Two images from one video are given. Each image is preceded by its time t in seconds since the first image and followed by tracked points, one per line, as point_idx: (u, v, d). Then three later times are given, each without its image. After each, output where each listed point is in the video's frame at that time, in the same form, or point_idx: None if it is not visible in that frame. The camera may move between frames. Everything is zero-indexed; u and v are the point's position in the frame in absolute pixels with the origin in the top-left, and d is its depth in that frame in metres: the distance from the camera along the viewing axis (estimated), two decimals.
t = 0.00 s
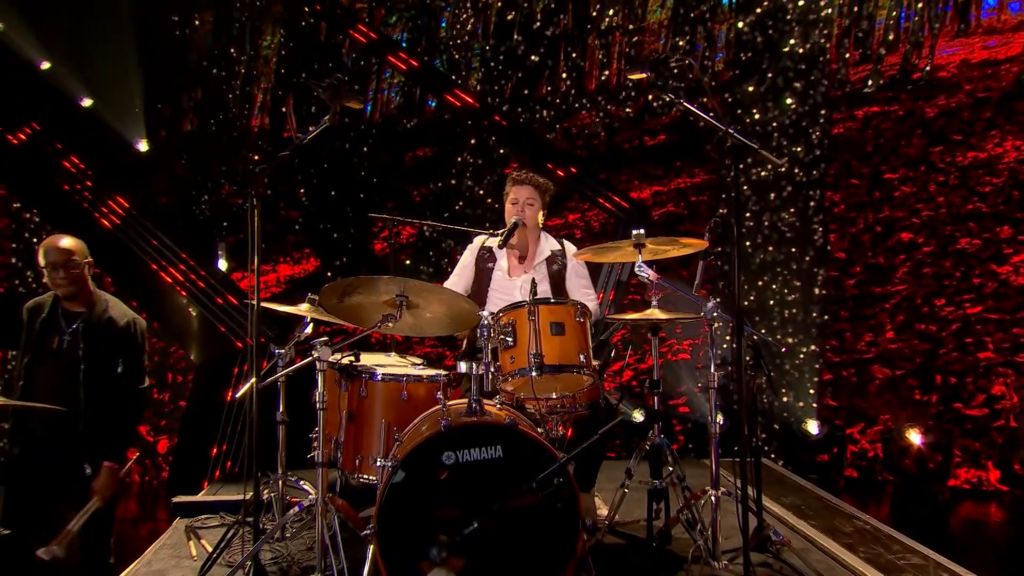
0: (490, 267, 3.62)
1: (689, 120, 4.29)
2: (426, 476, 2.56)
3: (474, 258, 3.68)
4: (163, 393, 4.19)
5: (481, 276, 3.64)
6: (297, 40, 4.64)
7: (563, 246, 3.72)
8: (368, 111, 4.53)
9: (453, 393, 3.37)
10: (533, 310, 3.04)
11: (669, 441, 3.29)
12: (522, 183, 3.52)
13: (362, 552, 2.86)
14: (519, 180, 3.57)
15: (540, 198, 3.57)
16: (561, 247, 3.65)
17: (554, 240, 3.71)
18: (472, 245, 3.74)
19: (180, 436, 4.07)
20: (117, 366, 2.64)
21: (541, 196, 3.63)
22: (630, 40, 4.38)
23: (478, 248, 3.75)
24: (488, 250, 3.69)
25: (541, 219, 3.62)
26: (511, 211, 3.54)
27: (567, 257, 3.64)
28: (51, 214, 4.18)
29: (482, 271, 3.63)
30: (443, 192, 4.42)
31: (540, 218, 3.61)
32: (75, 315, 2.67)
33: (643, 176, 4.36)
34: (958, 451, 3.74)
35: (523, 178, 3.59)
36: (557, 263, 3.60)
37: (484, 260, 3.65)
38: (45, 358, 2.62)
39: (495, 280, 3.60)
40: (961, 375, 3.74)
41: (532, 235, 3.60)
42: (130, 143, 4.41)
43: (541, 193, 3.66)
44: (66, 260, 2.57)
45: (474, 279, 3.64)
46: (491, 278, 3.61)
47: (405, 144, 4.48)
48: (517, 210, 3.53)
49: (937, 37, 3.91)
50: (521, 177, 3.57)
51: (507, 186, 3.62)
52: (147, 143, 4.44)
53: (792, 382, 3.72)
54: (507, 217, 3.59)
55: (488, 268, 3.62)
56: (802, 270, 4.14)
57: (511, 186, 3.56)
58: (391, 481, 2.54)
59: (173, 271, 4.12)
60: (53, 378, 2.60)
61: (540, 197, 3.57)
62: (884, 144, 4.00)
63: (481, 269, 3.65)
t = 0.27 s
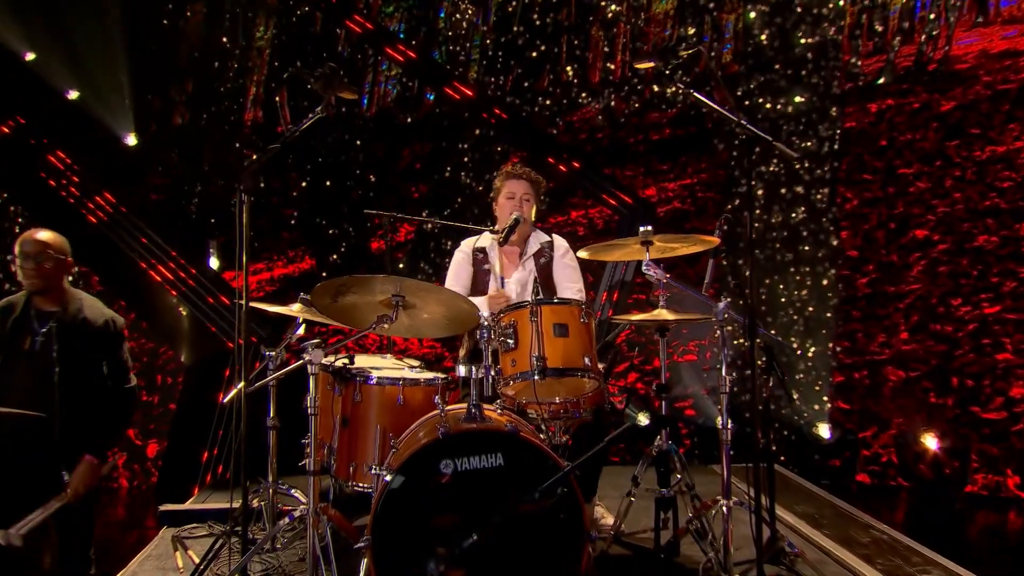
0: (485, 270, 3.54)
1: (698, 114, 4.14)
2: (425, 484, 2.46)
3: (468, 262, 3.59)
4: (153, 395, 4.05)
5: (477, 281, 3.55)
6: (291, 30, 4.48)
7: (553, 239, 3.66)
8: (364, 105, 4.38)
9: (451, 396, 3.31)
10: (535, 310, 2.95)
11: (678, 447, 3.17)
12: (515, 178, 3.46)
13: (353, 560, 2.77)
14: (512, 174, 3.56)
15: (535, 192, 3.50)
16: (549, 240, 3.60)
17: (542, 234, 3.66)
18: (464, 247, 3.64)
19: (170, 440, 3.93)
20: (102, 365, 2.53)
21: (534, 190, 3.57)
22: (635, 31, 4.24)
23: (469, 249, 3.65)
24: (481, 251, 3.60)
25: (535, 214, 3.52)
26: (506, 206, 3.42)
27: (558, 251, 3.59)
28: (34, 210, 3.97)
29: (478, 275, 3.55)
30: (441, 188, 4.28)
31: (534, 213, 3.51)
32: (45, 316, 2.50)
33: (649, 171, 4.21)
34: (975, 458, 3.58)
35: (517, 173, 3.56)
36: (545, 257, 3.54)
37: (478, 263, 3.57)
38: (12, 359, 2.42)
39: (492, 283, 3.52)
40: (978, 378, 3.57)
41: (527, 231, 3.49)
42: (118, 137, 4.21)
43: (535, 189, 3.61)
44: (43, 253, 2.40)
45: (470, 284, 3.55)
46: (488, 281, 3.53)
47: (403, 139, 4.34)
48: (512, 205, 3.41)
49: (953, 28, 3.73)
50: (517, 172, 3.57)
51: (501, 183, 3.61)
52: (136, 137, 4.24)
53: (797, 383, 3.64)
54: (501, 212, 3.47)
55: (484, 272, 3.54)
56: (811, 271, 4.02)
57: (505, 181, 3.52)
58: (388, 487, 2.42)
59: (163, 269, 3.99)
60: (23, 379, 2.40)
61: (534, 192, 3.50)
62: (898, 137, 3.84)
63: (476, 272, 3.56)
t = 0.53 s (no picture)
0: (481, 274, 3.41)
1: (707, 107, 3.99)
2: (422, 492, 2.46)
3: (458, 267, 3.44)
4: (143, 398, 3.92)
5: (472, 287, 3.40)
6: (286, 20, 4.31)
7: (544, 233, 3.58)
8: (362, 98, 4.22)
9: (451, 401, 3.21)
10: (539, 311, 2.83)
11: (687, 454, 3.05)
12: (506, 174, 3.37)
13: (349, 564, 2.72)
14: (502, 171, 3.42)
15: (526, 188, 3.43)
16: (542, 235, 3.53)
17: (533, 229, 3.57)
18: (452, 251, 3.48)
19: (160, 445, 3.79)
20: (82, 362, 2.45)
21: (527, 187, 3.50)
22: (641, 22, 4.10)
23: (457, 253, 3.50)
24: (472, 255, 3.46)
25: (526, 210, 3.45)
26: (501, 203, 3.33)
27: (551, 246, 3.53)
28: (19, 205, 3.85)
29: (473, 281, 3.40)
30: (441, 185, 4.15)
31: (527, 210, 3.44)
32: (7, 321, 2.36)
33: (656, 167, 4.06)
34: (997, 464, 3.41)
35: (509, 169, 3.42)
36: (542, 254, 3.49)
37: (470, 267, 3.43)
38: None
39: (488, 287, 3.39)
40: (1000, 380, 3.39)
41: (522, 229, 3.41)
42: (107, 131, 4.08)
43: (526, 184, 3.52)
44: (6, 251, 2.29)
45: (465, 290, 3.40)
46: (484, 286, 3.39)
47: (400, 134, 4.19)
48: (507, 202, 3.32)
49: (972, 18, 3.59)
50: (505, 168, 3.43)
51: (487, 180, 3.46)
52: (125, 131, 4.10)
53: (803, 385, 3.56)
54: (495, 210, 3.37)
55: (479, 277, 3.40)
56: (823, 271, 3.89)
57: (494, 178, 3.40)
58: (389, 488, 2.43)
59: (153, 268, 3.86)
60: None
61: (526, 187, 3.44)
62: (915, 131, 3.68)
63: (470, 278, 3.42)
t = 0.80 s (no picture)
0: (478, 276, 3.27)
1: (716, 101, 3.86)
2: (421, 501, 2.44)
3: (452, 270, 3.30)
4: (133, 400, 3.80)
5: (469, 290, 3.26)
6: (280, 10, 4.18)
7: (542, 230, 3.49)
8: (358, 91, 4.10)
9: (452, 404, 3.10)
10: (543, 312, 2.76)
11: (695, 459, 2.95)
12: (509, 169, 3.26)
13: None
14: (504, 166, 3.29)
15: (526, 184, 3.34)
16: (541, 233, 3.45)
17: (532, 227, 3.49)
18: (445, 252, 3.33)
19: (151, 450, 3.67)
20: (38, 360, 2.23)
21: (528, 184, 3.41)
22: (648, 13, 3.96)
23: (451, 254, 3.35)
24: (467, 256, 3.32)
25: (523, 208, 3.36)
26: (502, 200, 3.21)
27: (551, 243, 3.46)
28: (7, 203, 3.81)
29: (469, 283, 3.26)
30: (441, 181, 4.03)
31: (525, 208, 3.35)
32: None
33: (662, 163, 3.93)
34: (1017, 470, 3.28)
35: (511, 165, 3.30)
36: (544, 252, 3.41)
37: (466, 269, 3.29)
38: None
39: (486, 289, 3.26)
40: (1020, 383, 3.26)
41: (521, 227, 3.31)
42: (95, 125, 3.93)
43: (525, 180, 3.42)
44: None
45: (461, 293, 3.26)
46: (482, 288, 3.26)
47: (398, 129, 4.06)
48: (507, 199, 3.21)
49: (992, 8, 3.43)
50: (510, 163, 3.30)
51: (487, 173, 3.31)
52: (114, 125, 3.95)
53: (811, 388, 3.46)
54: (495, 207, 3.24)
55: (477, 279, 3.27)
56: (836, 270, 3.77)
57: (494, 173, 3.27)
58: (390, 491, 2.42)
59: (142, 266, 3.72)
60: None
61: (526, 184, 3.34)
62: (932, 124, 3.55)
63: (466, 280, 3.28)
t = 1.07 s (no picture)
0: (488, 265, 3.13)
1: (725, 93, 3.73)
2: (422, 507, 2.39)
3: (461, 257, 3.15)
4: (122, 402, 3.68)
5: (477, 279, 3.12)
6: None
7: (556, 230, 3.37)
8: (355, 83, 3.96)
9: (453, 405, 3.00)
10: (547, 310, 2.64)
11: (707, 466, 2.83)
12: (516, 162, 3.09)
13: None
14: (512, 158, 3.12)
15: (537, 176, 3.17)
16: (556, 233, 3.33)
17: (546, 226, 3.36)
18: (456, 238, 3.17)
19: (140, 453, 3.55)
20: None
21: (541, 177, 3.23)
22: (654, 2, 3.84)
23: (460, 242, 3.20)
24: (478, 244, 3.17)
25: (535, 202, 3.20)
26: (508, 194, 3.07)
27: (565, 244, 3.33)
28: None
29: (478, 272, 3.12)
30: (440, 176, 3.91)
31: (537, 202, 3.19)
32: None
33: (669, 156, 3.80)
34: None
35: (520, 156, 3.12)
36: (558, 250, 3.29)
37: (476, 257, 3.14)
38: None
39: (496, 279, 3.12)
40: None
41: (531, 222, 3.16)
42: (84, 117, 3.83)
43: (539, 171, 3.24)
44: None
45: (469, 281, 3.12)
46: (492, 279, 3.12)
47: (396, 121, 3.93)
48: (514, 193, 3.07)
49: None
50: (519, 154, 3.12)
51: (495, 165, 3.15)
52: (102, 117, 3.84)
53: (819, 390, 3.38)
54: (502, 201, 3.10)
55: (486, 268, 3.13)
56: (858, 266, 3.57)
57: (503, 166, 3.12)
58: (389, 496, 2.36)
59: (131, 263, 3.57)
60: None
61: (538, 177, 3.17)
62: (950, 117, 3.43)
63: (475, 269, 3.14)
